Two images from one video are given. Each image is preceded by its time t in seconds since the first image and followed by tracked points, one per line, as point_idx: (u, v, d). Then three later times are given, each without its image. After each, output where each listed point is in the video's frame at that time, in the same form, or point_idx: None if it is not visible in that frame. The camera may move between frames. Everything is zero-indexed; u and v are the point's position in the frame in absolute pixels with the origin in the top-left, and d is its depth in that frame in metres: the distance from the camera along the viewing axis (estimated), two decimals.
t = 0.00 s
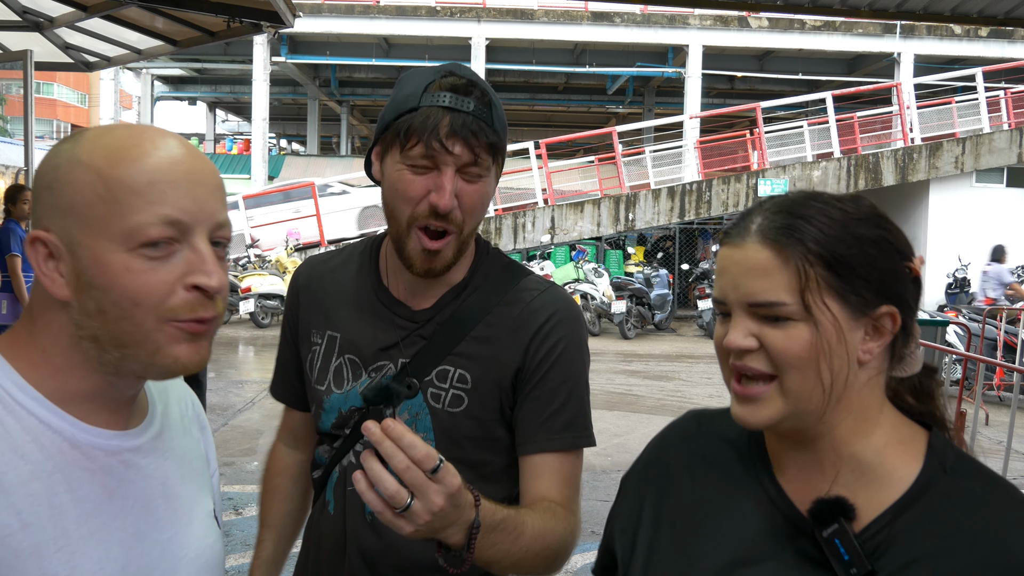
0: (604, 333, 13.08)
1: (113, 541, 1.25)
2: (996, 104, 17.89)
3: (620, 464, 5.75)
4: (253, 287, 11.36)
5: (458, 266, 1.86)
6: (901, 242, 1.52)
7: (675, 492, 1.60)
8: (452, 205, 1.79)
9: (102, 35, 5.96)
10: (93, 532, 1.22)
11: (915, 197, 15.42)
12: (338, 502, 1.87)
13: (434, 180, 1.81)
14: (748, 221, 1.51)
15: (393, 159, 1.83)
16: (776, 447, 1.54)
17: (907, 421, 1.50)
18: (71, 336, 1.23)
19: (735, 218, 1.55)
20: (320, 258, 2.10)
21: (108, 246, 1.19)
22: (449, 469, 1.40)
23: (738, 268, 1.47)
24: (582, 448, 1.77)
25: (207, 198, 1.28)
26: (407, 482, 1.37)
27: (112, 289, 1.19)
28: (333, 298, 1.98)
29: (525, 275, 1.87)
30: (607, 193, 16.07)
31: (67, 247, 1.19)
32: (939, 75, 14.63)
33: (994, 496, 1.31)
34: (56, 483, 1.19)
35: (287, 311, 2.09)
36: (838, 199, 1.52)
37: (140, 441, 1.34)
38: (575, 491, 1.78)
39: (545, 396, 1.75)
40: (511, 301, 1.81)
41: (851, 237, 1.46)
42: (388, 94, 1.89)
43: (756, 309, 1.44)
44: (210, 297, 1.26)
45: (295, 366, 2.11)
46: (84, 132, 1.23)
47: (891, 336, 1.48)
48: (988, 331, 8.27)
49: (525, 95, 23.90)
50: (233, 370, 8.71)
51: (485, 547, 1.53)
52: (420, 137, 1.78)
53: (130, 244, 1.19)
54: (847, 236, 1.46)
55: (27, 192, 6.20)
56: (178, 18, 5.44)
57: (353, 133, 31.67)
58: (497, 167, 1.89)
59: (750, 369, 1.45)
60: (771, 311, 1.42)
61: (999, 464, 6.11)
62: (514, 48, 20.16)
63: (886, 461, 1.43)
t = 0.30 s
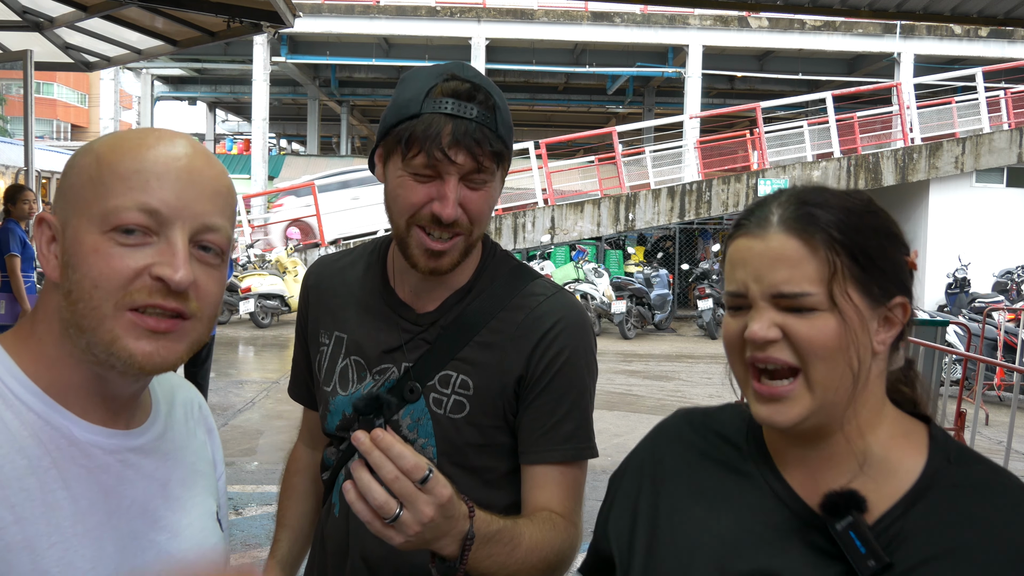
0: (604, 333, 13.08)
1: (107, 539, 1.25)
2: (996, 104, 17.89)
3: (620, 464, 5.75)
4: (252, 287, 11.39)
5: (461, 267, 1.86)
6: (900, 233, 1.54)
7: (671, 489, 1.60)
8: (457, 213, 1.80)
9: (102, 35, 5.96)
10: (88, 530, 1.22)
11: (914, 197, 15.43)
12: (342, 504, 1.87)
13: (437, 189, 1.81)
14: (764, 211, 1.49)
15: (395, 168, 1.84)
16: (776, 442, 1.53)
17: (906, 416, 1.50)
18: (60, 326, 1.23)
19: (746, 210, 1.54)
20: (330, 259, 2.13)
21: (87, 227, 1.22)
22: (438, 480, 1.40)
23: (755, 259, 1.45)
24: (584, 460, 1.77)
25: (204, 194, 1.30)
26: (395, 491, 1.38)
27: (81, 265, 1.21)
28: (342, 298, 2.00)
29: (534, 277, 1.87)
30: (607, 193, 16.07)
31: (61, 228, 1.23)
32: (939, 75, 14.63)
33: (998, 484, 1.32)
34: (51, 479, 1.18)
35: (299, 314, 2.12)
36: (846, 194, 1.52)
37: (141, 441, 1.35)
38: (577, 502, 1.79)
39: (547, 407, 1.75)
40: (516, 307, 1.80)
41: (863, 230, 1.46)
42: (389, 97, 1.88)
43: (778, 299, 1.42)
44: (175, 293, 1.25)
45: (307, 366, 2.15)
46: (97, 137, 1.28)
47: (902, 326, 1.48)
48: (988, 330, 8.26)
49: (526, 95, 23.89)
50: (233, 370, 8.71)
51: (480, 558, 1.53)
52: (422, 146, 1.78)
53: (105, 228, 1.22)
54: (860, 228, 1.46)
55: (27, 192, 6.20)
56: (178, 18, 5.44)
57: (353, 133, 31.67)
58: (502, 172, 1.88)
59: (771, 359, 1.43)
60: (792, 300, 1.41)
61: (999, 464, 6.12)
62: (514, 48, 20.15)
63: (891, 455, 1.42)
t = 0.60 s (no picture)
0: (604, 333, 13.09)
1: (108, 536, 1.25)
2: (996, 104, 17.91)
3: (620, 464, 5.76)
4: (253, 287, 11.37)
5: (468, 270, 1.86)
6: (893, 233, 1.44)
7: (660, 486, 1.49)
8: (466, 213, 1.80)
9: (102, 35, 5.96)
10: (89, 528, 1.22)
11: (915, 197, 15.43)
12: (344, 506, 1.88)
13: (447, 188, 1.81)
14: (752, 222, 1.39)
15: (405, 165, 1.84)
16: (772, 442, 1.41)
17: (901, 415, 1.39)
18: (64, 333, 1.23)
19: (736, 220, 1.43)
20: (335, 261, 2.13)
21: (101, 247, 1.20)
22: (437, 483, 1.40)
23: (744, 271, 1.34)
24: (588, 462, 1.77)
25: (217, 215, 1.27)
26: (394, 494, 1.37)
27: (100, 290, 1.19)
28: (348, 298, 2.00)
29: (540, 278, 1.88)
30: (607, 192, 16.08)
31: (71, 240, 1.21)
32: (939, 75, 14.64)
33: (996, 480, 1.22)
34: (53, 480, 1.19)
35: (303, 315, 2.12)
36: (835, 199, 1.40)
37: (139, 441, 1.35)
38: (581, 505, 1.79)
39: (550, 409, 1.75)
40: (521, 307, 1.80)
41: (855, 234, 1.35)
42: (399, 95, 1.87)
43: (766, 308, 1.32)
44: (187, 322, 1.23)
45: (310, 369, 2.16)
46: (109, 144, 1.25)
47: (894, 332, 1.38)
48: (988, 330, 8.25)
49: (525, 96, 23.90)
50: (233, 371, 8.71)
51: (482, 561, 1.53)
52: (433, 144, 1.78)
53: (120, 250, 1.19)
54: (850, 232, 1.35)
55: (28, 192, 6.20)
56: (178, 18, 5.44)
57: (353, 133, 31.69)
58: (510, 170, 1.89)
59: (762, 371, 1.33)
60: (782, 311, 1.31)
61: (999, 464, 6.12)
62: (514, 48, 20.16)
63: (886, 455, 1.31)
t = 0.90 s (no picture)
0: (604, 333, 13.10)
1: (114, 533, 1.20)
2: (996, 104, 17.91)
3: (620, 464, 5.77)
4: (252, 287, 11.35)
5: (466, 267, 1.86)
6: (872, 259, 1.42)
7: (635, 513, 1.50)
8: (461, 211, 1.80)
9: (102, 35, 5.96)
10: (96, 525, 1.17)
11: (915, 197, 15.43)
12: (340, 506, 1.89)
13: (442, 187, 1.81)
14: (728, 249, 1.39)
15: (401, 165, 1.84)
16: (743, 470, 1.42)
17: (872, 446, 1.40)
18: (74, 321, 1.15)
19: (715, 245, 1.43)
20: (337, 259, 2.14)
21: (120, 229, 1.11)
22: (433, 481, 1.41)
23: (716, 295, 1.34)
24: (587, 461, 1.77)
25: (219, 190, 1.21)
26: (389, 493, 1.38)
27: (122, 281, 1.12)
28: (348, 297, 2.01)
29: (540, 276, 1.87)
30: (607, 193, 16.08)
31: (77, 226, 1.11)
32: (939, 75, 14.64)
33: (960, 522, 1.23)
34: (54, 475, 1.13)
35: (306, 314, 2.13)
36: (812, 227, 1.40)
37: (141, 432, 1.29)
38: (581, 505, 1.79)
39: (549, 408, 1.74)
40: (520, 305, 1.80)
41: (828, 263, 1.34)
42: (395, 96, 1.88)
43: (735, 333, 1.31)
44: (215, 288, 1.18)
45: (312, 368, 2.16)
46: (98, 122, 1.15)
47: (865, 363, 1.36)
48: (988, 330, 8.24)
49: (525, 95, 23.90)
50: (233, 370, 8.71)
51: (479, 558, 1.53)
52: (427, 143, 1.78)
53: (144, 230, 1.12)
54: (820, 261, 1.33)
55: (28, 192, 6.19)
56: (178, 18, 5.44)
57: (353, 133, 31.71)
58: (507, 168, 1.88)
59: (731, 396, 1.31)
60: (751, 338, 1.30)
61: (999, 465, 6.12)
62: (513, 48, 20.17)
63: (855, 489, 1.32)
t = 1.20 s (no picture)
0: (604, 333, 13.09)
1: (108, 534, 1.29)
2: (996, 104, 17.90)
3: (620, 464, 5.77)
4: (253, 287, 11.36)
5: (465, 266, 1.86)
6: (849, 225, 1.50)
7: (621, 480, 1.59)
8: (461, 205, 1.80)
9: (102, 35, 5.97)
10: (90, 524, 1.26)
11: (915, 197, 15.42)
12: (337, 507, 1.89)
13: (443, 181, 1.81)
14: (710, 199, 1.45)
15: (401, 159, 1.84)
16: (719, 428, 1.52)
17: (847, 401, 1.48)
18: (92, 312, 1.31)
19: (697, 198, 1.50)
20: (334, 259, 2.14)
21: (153, 221, 1.32)
22: (429, 488, 1.40)
23: (696, 245, 1.42)
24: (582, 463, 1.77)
25: (217, 186, 1.41)
26: (386, 501, 1.38)
27: (147, 256, 1.32)
28: (345, 295, 2.01)
29: (539, 276, 1.87)
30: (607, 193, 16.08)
31: (108, 219, 1.30)
32: (939, 75, 14.63)
33: (925, 473, 1.32)
34: (50, 476, 1.23)
35: (303, 314, 2.13)
36: (794, 186, 1.47)
37: (134, 434, 1.38)
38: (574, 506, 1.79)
39: (545, 410, 1.74)
40: (518, 306, 1.80)
41: (805, 218, 1.42)
42: (396, 90, 1.88)
43: (715, 283, 1.39)
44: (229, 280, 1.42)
45: (308, 367, 2.16)
46: (115, 121, 1.34)
47: (841, 320, 1.44)
48: (988, 330, 8.23)
49: (525, 96, 23.86)
50: (233, 370, 8.71)
51: (474, 562, 1.53)
52: (429, 135, 1.78)
53: (177, 224, 1.34)
54: (798, 217, 1.41)
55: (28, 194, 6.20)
56: (178, 19, 5.45)
57: (353, 133, 31.68)
58: (508, 164, 1.88)
59: (707, 342, 1.40)
60: (728, 288, 1.38)
61: (999, 465, 6.12)
62: (514, 48, 20.15)
63: (826, 444, 1.40)
